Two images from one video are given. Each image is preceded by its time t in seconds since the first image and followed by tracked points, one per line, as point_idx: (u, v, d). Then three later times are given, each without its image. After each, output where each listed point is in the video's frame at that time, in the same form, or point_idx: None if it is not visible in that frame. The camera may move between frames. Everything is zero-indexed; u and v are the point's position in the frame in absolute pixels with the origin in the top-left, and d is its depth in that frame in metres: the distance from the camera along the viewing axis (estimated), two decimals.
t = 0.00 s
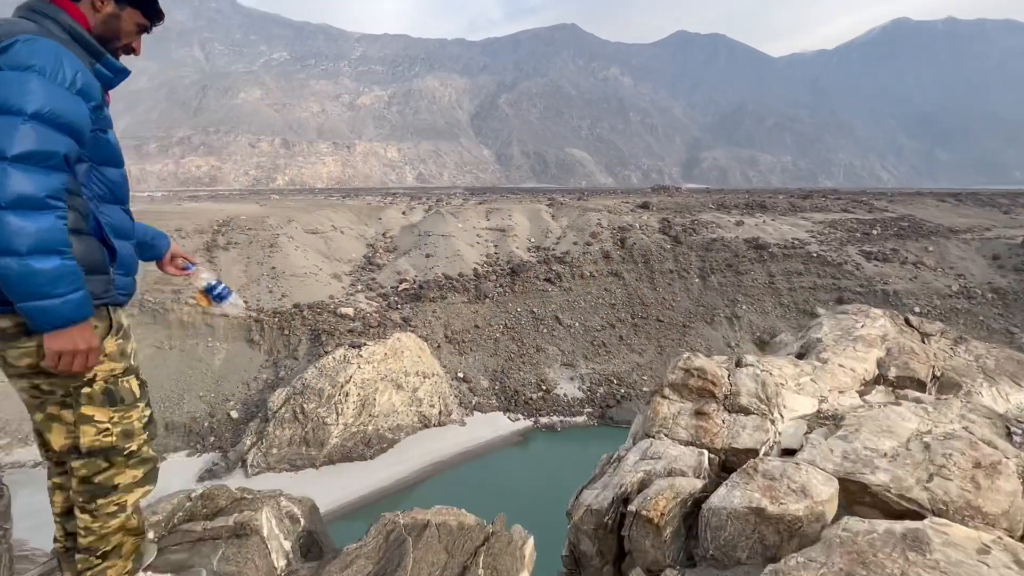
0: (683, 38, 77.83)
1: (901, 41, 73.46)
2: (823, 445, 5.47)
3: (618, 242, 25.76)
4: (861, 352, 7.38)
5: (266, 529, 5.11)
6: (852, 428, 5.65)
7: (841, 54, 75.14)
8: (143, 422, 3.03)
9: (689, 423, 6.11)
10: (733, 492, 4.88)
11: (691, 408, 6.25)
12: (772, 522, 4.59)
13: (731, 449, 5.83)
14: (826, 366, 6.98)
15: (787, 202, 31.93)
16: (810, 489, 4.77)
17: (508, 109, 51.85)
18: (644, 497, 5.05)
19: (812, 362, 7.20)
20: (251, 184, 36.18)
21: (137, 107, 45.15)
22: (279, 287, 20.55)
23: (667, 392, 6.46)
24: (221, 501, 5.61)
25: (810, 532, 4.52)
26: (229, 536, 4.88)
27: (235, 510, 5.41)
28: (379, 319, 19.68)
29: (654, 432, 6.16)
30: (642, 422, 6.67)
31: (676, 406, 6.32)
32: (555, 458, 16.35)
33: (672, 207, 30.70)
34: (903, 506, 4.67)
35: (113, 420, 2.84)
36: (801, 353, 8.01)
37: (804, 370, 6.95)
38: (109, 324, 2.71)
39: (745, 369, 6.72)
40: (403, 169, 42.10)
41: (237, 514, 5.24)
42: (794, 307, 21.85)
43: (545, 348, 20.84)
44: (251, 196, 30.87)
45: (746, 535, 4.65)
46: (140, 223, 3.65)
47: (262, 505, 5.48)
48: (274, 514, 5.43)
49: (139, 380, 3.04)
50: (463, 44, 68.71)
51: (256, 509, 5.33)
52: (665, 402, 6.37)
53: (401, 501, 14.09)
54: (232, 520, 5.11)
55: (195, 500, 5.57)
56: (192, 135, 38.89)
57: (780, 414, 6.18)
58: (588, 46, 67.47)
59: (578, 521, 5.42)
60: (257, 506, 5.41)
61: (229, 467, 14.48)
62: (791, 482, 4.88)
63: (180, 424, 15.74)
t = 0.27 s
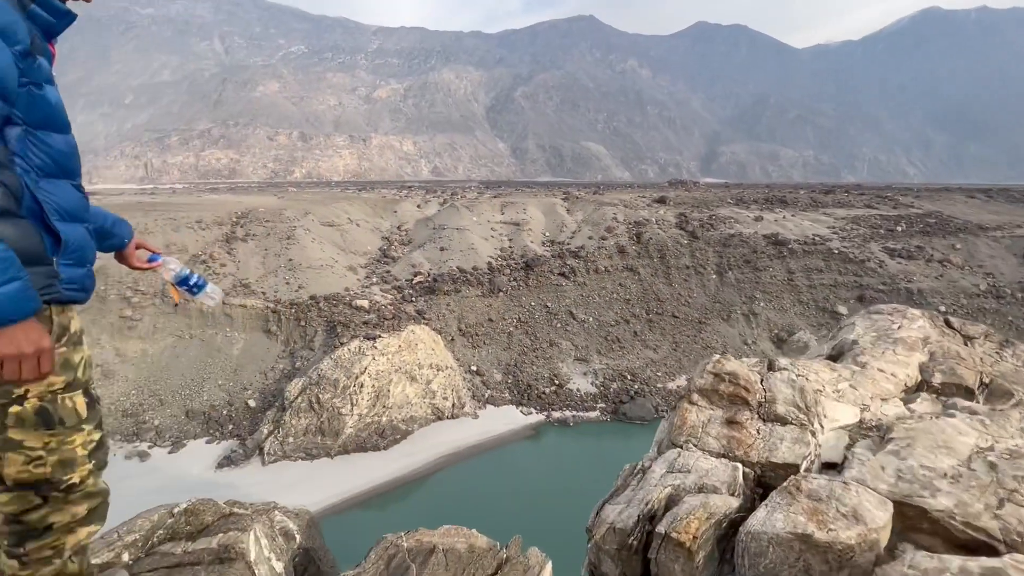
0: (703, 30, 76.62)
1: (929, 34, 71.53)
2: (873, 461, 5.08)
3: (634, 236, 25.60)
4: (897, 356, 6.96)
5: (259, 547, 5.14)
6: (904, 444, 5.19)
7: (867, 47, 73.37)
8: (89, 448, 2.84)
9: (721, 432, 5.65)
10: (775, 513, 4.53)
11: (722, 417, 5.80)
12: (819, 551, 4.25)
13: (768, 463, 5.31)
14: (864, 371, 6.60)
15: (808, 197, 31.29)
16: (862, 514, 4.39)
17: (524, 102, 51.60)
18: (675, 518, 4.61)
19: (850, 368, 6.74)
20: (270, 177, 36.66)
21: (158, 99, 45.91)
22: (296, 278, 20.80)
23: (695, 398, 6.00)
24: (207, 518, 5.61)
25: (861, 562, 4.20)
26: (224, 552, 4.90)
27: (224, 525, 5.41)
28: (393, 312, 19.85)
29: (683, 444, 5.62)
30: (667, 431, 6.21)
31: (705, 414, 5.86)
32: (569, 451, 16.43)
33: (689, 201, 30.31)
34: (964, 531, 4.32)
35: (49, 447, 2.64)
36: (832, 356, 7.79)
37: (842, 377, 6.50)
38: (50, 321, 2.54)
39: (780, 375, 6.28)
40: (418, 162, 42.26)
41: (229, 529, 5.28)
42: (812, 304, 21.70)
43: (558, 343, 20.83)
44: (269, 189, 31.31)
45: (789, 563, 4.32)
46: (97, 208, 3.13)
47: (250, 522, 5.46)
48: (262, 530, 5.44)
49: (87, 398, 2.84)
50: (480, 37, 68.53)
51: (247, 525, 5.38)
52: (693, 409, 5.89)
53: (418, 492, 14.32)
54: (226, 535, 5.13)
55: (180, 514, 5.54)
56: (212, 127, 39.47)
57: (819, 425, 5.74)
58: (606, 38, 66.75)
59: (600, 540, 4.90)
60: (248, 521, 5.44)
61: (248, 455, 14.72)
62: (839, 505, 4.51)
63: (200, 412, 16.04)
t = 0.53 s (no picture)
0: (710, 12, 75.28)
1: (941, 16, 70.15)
2: (907, 469, 4.65)
3: (638, 223, 25.45)
4: (920, 351, 6.71)
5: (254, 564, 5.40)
6: (939, 450, 4.75)
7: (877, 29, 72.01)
8: (47, 486, 2.53)
9: (743, 435, 5.42)
10: (805, 526, 4.21)
11: (743, 419, 5.57)
12: (854, 569, 3.93)
13: (793, 469, 5.06)
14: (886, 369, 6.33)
15: (815, 183, 30.89)
16: (902, 529, 4.06)
17: (528, 86, 51.00)
18: (698, 531, 4.38)
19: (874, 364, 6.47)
20: (272, 162, 36.54)
21: (160, 83, 45.60)
22: (299, 265, 20.82)
23: (715, 398, 5.76)
24: (196, 534, 5.70)
25: None
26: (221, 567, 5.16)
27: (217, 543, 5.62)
28: (398, 299, 19.87)
29: (704, 448, 5.41)
30: (684, 431, 5.98)
31: (726, 414, 5.64)
32: (573, 436, 16.65)
33: (694, 188, 30.02)
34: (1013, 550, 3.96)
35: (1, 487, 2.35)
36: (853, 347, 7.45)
37: (865, 374, 6.24)
38: (0, 337, 2.28)
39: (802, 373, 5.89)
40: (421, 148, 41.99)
41: (223, 548, 5.52)
42: (818, 292, 21.56)
43: (561, 330, 20.84)
44: (272, 174, 31.24)
45: None
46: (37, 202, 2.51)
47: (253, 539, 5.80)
48: (261, 547, 5.75)
49: (42, 428, 2.55)
50: (483, 19, 67.53)
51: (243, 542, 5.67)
52: (713, 410, 5.67)
53: (425, 474, 14.60)
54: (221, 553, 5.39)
55: (167, 533, 5.64)
56: (214, 112, 39.22)
57: (844, 426, 5.38)
58: (612, 20, 65.66)
59: (617, 552, 4.74)
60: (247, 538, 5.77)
61: (254, 439, 14.85)
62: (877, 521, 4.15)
63: (207, 396, 16.17)
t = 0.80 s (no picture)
0: None
1: None
2: (935, 452, 4.79)
3: (633, 201, 25.38)
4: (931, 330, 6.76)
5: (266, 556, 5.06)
6: (964, 432, 4.93)
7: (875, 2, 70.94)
8: (23, 501, 2.83)
9: (762, 418, 5.64)
10: (836, 515, 4.42)
11: (761, 401, 5.78)
12: (887, 556, 4.17)
13: (817, 453, 5.22)
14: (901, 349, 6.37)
15: (810, 161, 30.84)
16: (935, 516, 4.24)
17: (522, 61, 50.06)
18: (725, 519, 4.63)
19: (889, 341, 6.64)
20: (262, 140, 35.86)
21: (143, 58, 44.21)
22: (293, 245, 20.68)
23: (732, 380, 5.95)
24: (199, 532, 5.24)
25: (932, 567, 4.14)
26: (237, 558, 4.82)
27: (222, 540, 5.18)
28: (392, 278, 19.86)
29: (722, 432, 5.68)
30: (701, 414, 6.26)
31: (742, 397, 5.85)
32: (568, 413, 16.87)
33: (689, 165, 29.88)
34: None
35: None
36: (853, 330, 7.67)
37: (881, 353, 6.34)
38: None
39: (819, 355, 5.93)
40: (414, 125, 41.32)
41: (230, 543, 5.12)
42: (810, 270, 21.73)
43: (556, 309, 20.94)
44: (262, 152, 30.72)
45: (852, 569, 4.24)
46: None
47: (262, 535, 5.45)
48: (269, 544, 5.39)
49: (9, 435, 2.81)
50: None
51: (252, 536, 5.32)
52: (729, 392, 5.89)
53: (422, 451, 14.79)
54: (228, 547, 5.02)
55: (165, 534, 5.13)
56: (201, 89, 38.20)
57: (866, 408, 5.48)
58: None
59: (638, 539, 5.05)
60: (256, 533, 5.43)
61: (251, 419, 14.91)
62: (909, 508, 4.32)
63: (202, 376, 16.18)
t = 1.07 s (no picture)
0: None
1: None
2: (966, 435, 5.37)
3: (626, 175, 25.31)
4: (944, 307, 7.61)
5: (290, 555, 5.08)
6: (991, 413, 5.59)
7: None
8: (29, 524, 2.89)
9: (787, 400, 6.02)
10: (872, 500, 4.87)
11: (785, 381, 6.21)
12: (927, 541, 4.62)
13: (844, 435, 5.60)
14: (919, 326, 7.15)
15: (803, 134, 30.77)
16: (973, 500, 4.73)
17: (514, 30, 48.80)
18: (759, 507, 4.94)
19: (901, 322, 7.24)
20: (248, 113, 35.01)
21: (118, 26, 42.37)
22: (283, 220, 20.46)
23: (753, 359, 6.41)
24: (218, 532, 5.22)
25: (970, 550, 4.60)
26: (263, 557, 4.85)
27: (244, 538, 5.18)
28: (384, 254, 19.81)
29: (746, 413, 6.02)
30: (721, 396, 6.59)
31: (765, 376, 6.28)
32: (559, 386, 17.22)
33: (683, 139, 29.68)
34: None
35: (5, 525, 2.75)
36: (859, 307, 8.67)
37: (897, 332, 7.02)
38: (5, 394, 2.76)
39: (839, 333, 6.59)
40: (403, 96, 40.38)
41: (253, 542, 5.13)
42: (800, 245, 22.00)
43: (549, 284, 21.11)
44: (248, 125, 29.98)
45: (890, 551, 4.72)
46: None
47: (286, 532, 5.47)
48: (293, 541, 5.42)
49: (13, 456, 2.85)
50: None
51: (276, 534, 5.34)
52: (751, 370, 6.32)
53: (416, 425, 15.03)
54: (252, 546, 5.03)
55: (184, 535, 5.10)
56: (181, 58, 36.78)
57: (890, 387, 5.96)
58: None
59: (666, 525, 5.29)
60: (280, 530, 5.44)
61: (245, 394, 14.98)
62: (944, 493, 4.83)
63: (194, 352, 16.18)
